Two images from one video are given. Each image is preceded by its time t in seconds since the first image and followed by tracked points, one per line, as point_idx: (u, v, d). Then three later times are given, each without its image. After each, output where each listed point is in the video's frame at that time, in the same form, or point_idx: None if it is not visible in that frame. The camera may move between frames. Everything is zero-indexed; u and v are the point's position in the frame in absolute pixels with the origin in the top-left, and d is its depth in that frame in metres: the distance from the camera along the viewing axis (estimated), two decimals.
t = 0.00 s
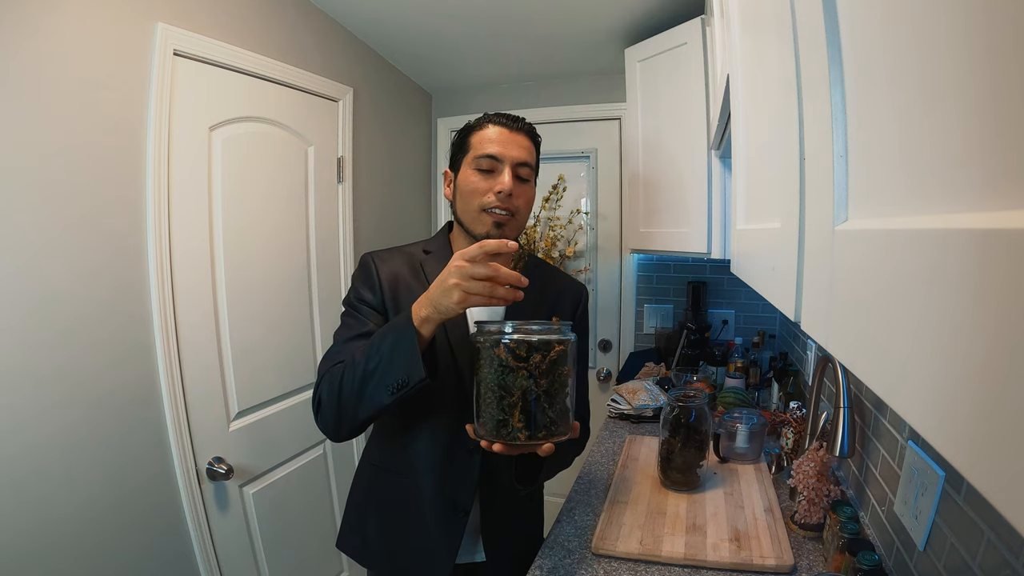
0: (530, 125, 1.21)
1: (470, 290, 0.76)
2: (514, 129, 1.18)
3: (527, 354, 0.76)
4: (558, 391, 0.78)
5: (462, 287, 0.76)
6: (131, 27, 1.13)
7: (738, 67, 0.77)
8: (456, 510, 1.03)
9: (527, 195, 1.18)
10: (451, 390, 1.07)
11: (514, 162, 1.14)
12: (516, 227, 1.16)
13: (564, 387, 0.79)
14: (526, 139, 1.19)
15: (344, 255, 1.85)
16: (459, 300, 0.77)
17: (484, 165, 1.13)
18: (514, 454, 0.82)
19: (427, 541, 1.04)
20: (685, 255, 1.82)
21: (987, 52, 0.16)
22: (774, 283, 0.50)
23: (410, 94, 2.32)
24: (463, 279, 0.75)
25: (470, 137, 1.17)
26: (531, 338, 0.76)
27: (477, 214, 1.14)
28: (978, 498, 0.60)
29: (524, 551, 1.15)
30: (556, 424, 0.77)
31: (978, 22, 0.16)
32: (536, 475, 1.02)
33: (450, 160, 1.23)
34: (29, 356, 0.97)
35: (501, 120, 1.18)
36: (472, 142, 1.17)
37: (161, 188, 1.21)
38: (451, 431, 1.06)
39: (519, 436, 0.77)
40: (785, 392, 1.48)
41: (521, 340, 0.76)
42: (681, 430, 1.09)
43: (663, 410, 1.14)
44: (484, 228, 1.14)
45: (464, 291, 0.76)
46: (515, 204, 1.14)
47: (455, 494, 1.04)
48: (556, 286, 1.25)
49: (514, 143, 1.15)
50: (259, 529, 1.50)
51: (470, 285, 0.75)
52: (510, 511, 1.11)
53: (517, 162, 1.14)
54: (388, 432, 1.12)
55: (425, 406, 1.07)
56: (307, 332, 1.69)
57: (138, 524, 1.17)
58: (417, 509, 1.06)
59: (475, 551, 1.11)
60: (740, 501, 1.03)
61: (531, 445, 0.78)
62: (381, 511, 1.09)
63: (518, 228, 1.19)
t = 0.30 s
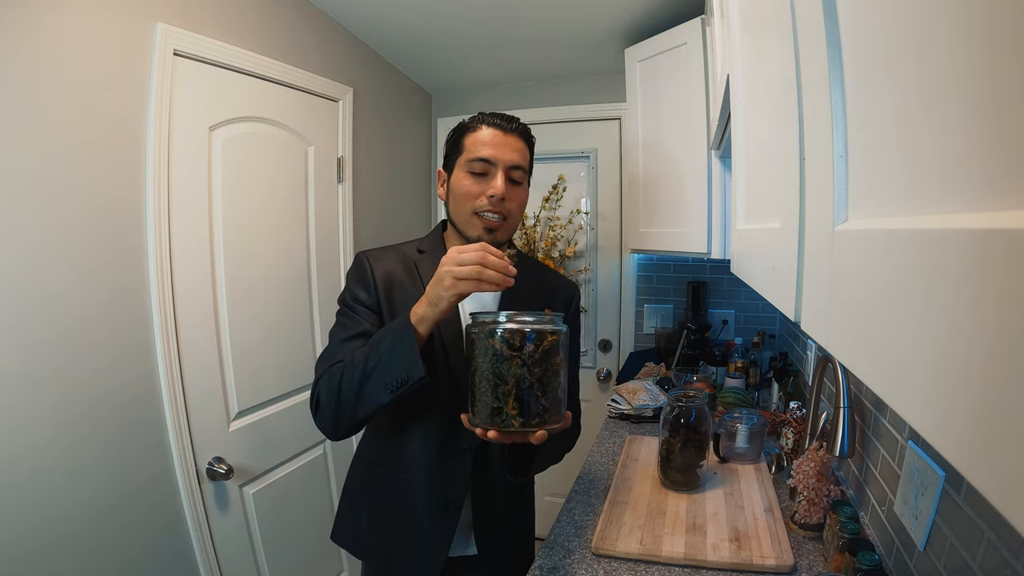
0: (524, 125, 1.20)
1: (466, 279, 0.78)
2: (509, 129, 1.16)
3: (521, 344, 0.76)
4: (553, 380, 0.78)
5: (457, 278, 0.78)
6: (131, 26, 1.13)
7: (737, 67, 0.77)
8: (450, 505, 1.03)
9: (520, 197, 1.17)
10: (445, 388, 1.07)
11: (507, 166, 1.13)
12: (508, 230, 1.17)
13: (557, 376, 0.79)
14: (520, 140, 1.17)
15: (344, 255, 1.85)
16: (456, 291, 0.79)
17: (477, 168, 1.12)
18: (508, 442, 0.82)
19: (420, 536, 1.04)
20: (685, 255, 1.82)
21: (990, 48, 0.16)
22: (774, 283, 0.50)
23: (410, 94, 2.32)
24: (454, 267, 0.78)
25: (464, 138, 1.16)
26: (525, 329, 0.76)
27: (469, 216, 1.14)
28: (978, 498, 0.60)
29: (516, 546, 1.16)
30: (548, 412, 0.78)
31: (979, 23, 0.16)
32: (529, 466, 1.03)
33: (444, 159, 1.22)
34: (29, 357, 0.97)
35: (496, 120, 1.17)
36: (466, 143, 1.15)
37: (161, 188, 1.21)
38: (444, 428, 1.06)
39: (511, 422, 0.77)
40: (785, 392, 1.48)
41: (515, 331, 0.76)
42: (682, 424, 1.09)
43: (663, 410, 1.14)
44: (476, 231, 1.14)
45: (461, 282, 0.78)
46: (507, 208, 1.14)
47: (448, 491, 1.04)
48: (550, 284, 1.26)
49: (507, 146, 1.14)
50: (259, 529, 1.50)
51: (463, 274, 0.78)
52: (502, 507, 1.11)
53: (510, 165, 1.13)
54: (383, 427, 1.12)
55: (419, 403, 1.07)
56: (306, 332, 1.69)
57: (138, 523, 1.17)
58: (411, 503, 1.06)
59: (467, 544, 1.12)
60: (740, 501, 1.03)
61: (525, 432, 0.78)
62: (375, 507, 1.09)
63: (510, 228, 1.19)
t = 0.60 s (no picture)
0: (501, 126, 1.19)
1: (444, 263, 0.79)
2: (485, 131, 1.15)
3: (494, 329, 0.76)
4: (524, 364, 0.78)
5: (435, 262, 0.79)
6: (131, 26, 1.13)
7: (737, 67, 0.77)
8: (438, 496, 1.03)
9: (499, 199, 1.17)
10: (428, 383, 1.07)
11: (483, 169, 1.13)
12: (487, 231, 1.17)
13: (530, 362, 0.79)
14: (497, 141, 1.16)
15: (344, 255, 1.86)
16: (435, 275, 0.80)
17: (454, 171, 1.13)
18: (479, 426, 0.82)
19: (410, 528, 1.04)
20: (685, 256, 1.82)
21: (991, 48, 0.16)
22: (774, 284, 0.50)
23: (410, 94, 2.32)
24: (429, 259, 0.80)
25: (442, 141, 1.16)
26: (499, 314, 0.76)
27: (448, 219, 1.15)
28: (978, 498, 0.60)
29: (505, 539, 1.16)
30: (518, 395, 0.77)
31: (979, 23, 0.16)
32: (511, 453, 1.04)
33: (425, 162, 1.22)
34: (30, 357, 0.97)
35: (472, 123, 1.16)
36: (444, 147, 1.15)
37: (161, 188, 1.21)
38: (431, 422, 1.06)
39: (480, 403, 0.77)
40: (786, 392, 1.48)
41: (489, 316, 0.76)
42: (682, 424, 1.09)
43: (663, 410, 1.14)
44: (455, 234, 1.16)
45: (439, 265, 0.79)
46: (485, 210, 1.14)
47: (437, 483, 1.04)
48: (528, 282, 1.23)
49: (483, 148, 1.14)
50: (259, 529, 1.50)
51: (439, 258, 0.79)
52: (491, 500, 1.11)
53: (485, 168, 1.13)
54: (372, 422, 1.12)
55: (406, 401, 1.07)
56: (306, 333, 1.69)
57: (138, 523, 1.17)
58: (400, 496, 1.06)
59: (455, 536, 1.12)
60: (740, 501, 1.03)
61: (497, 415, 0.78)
62: (366, 501, 1.09)
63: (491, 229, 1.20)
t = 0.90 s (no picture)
0: (454, 129, 1.22)
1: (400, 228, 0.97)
2: (441, 133, 1.18)
3: (451, 314, 0.82)
4: (477, 346, 0.84)
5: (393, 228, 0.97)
6: (131, 26, 1.13)
7: (737, 67, 0.77)
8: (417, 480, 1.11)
9: (458, 195, 1.16)
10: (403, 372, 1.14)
11: (435, 164, 1.14)
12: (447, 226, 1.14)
13: (485, 346, 0.85)
14: (453, 141, 1.18)
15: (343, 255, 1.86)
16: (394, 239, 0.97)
17: (410, 170, 1.15)
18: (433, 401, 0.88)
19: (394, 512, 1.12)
20: (686, 256, 1.82)
21: (992, 47, 0.15)
22: (774, 284, 0.50)
23: (410, 94, 2.32)
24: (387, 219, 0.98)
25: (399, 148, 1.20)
26: (455, 301, 0.83)
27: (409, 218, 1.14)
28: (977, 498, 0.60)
29: (487, 524, 1.22)
30: (471, 371, 0.83)
31: (979, 23, 0.16)
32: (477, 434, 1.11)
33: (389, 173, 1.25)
34: (29, 357, 0.96)
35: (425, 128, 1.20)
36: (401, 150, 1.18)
37: (161, 188, 1.21)
38: (406, 413, 1.13)
39: (435, 378, 0.83)
40: (786, 392, 1.48)
41: (447, 302, 0.82)
42: (682, 424, 1.09)
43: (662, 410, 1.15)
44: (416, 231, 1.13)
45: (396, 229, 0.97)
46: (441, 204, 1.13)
47: (414, 468, 1.11)
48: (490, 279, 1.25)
49: (433, 146, 1.15)
50: (259, 529, 1.50)
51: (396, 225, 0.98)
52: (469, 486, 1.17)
53: (438, 162, 1.14)
54: (353, 414, 1.19)
55: (382, 381, 1.14)
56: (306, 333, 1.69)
57: (138, 523, 1.17)
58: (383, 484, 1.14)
59: (436, 521, 1.18)
60: (739, 501, 1.03)
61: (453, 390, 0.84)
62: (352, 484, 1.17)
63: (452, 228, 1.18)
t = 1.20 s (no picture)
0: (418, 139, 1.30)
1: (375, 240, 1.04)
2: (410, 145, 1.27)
3: (417, 310, 0.92)
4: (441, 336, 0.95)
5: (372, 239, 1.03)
6: (131, 27, 1.13)
7: (737, 67, 0.77)
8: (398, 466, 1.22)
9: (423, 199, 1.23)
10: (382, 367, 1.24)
11: (399, 171, 1.22)
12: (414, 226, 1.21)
13: (447, 337, 0.96)
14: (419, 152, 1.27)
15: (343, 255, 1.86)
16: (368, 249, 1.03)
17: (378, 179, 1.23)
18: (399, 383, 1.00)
19: (379, 495, 1.23)
20: (686, 256, 1.82)
21: (993, 47, 0.15)
22: (774, 284, 0.50)
23: (410, 94, 2.32)
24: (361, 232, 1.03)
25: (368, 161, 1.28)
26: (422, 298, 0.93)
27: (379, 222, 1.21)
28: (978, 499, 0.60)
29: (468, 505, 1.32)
30: (434, 361, 0.94)
31: (979, 22, 0.16)
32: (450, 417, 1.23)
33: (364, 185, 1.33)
34: (29, 359, 0.96)
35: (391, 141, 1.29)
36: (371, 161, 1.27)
37: (161, 187, 1.21)
38: (384, 404, 1.22)
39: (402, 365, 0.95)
40: (786, 392, 1.49)
41: (415, 299, 0.93)
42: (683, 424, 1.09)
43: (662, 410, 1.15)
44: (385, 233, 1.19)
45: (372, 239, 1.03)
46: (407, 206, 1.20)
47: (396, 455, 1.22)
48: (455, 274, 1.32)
49: (397, 155, 1.24)
50: (259, 529, 1.50)
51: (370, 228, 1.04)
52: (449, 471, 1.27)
53: (402, 170, 1.22)
54: (337, 407, 1.29)
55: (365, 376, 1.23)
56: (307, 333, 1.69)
57: (139, 523, 1.17)
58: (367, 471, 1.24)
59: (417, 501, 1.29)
60: (739, 501, 1.03)
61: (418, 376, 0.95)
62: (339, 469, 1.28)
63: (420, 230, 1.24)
